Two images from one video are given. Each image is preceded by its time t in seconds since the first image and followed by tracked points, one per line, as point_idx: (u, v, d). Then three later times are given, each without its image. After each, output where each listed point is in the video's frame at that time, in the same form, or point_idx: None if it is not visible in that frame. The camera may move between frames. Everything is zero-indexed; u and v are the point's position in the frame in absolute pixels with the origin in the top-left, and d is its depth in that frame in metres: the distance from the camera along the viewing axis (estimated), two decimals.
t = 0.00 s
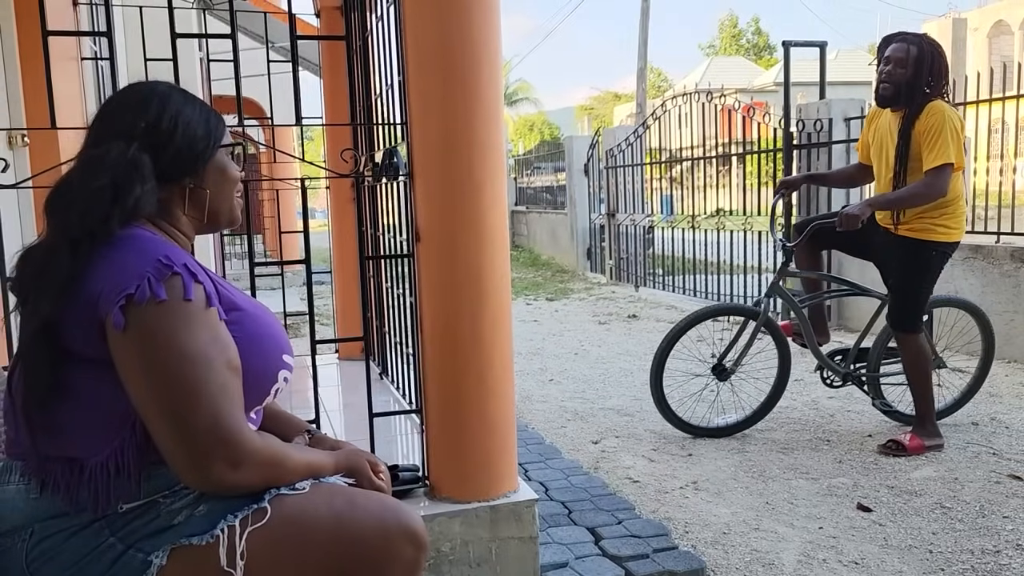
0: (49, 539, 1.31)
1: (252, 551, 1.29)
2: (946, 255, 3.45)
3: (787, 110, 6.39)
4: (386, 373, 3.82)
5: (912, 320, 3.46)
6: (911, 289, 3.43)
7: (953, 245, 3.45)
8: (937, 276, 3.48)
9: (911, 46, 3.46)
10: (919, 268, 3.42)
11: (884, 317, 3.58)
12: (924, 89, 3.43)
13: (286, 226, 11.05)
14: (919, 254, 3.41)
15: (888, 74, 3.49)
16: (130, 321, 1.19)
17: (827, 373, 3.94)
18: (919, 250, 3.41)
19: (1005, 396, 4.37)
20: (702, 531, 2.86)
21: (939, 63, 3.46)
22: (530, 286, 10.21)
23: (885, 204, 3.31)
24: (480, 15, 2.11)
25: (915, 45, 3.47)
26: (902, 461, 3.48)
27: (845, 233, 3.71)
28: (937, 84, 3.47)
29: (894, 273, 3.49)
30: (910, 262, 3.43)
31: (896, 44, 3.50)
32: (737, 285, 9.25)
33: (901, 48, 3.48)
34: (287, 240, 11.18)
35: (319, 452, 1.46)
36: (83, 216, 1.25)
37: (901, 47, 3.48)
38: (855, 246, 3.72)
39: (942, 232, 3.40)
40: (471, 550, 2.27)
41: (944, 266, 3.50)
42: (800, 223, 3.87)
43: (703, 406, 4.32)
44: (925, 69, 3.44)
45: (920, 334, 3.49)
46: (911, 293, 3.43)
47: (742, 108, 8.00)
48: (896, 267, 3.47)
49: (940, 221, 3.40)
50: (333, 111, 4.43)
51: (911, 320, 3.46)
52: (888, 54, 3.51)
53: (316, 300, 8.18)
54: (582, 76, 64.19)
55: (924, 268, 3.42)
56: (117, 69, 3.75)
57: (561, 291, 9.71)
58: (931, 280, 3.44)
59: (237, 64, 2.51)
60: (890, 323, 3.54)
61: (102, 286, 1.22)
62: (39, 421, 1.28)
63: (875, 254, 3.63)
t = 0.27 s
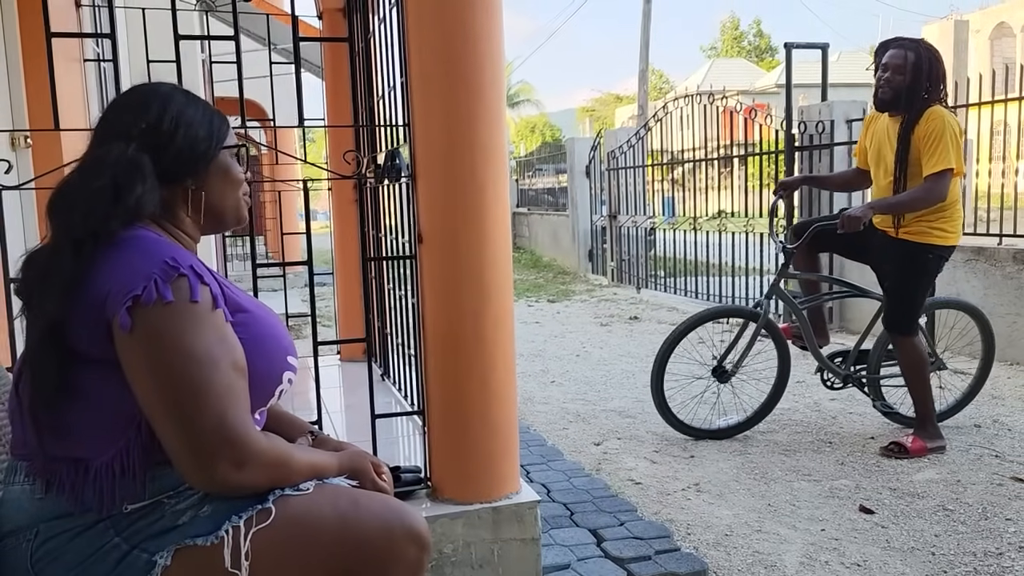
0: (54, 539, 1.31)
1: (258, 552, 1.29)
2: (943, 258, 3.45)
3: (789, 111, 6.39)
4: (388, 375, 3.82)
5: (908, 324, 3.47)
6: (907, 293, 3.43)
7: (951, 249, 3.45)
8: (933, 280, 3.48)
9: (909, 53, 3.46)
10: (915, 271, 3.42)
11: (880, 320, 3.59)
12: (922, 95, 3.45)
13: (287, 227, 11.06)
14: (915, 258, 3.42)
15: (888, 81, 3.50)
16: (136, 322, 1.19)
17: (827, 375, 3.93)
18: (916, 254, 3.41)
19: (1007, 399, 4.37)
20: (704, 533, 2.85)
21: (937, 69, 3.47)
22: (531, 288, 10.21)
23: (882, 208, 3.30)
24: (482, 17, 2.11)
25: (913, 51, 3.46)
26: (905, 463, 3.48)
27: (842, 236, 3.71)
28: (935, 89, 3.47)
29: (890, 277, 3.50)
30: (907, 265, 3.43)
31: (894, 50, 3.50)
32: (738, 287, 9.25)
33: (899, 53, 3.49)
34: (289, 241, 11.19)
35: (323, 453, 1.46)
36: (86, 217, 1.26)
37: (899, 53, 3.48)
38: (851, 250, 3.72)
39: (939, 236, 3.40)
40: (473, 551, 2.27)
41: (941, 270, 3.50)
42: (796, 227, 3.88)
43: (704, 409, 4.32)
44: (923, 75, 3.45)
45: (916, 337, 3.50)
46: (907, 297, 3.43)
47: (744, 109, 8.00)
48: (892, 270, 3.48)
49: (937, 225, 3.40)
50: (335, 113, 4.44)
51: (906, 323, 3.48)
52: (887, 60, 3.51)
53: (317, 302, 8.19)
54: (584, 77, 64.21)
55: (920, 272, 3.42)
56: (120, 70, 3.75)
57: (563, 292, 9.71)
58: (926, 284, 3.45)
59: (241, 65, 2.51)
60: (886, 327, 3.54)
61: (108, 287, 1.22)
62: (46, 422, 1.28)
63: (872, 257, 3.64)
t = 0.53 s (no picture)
0: (56, 541, 1.30)
1: (259, 554, 1.29)
2: (939, 262, 3.45)
3: (790, 114, 6.39)
4: (389, 377, 3.82)
5: (903, 327, 3.47)
6: (902, 296, 3.43)
7: (947, 253, 3.46)
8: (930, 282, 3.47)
9: (903, 60, 3.46)
10: (911, 273, 3.42)
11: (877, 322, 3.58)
12: (918, 101, 3.43)
13: (289, 229, 11.07)
14: (911, 261, 3.42)
15: (882, 88, 3.49)
16: (138, 323, 1.19)
17: (828, 377, 3.93)
18: (912, 257, 3.42)
19: (1009, 401, 4.36)
20: (706, 535, 2.85)
21: (932, 75, 3.45)
22: (532, 291, 10.21)
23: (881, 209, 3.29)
24: (484, 19, 2.11)
25: (907, 59, 3.45)
26: (907, 466, 3.47)
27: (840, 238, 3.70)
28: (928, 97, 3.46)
29: (884, 279, 3.49)
30: (903, 268, 3.43)
31: (888, 58, 3.50)
32: (739, 290, 9.24)
33: (893, 61, 3.48)
34: (290, 244, 11.19)
35: (324, 455, 1.45)
36: (83, 218, 1.26)
37: (893, 61, 3.47)
38: (848, 252, 3.71)
39: (936, 240, 3.42)
40: (474, 554, 2.27)
41: (938, 273, 3.49)
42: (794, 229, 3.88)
43: (705, 411, 4.32)
44: (918, 83, 3.44)
45: (911, 341, 3.49)
46: (902, 299, 3.43)
47: (746, 112, 8.00)
48: (887, 274, 3.47)
49: (935, 229, 3.41)
50: (337, 115, 4.44)
51: (903, 326, 3.47)
52: (881, 68, 3.51)
53: (318, 304, 8.18)
54: (585, 80, 64.26)
55: (916, 274, 3.42)
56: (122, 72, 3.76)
57: (564, 295, 9.71)
58: (922, 287, 3.45)
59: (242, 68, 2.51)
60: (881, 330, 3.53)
61: (109, 289, 1.22)
62: (48, 424, 1.28)
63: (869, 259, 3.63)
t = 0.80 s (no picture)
0: (54, 543, 1.30)
1: (258, 557, 1.29)
2: (934, 266, 3.45)
3: (790, 117, 6.39)
4: (388, 380, 3.82)
5: (897, 330, 3.46)
6: (896, 299, 3.43)
7: (942, 258, 3.46)
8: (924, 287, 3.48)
9: (894, 71, 3.47)
10: (906, 277, 3.42)
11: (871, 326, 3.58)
12: (910, 109, 3.44)
13: (289, 232, 11.08)
14: (906, 264, 3.42)
15: (876, 99, 3.52)
16: (136, 326, 1.19)
17: (827, 380, 3.93)
18: (906, 260, 3.42)
19: (1010, 404, 4.36)
20: (705, 538, 2.84)
21: (925, 84, 3.45)
22: (533, 293, 10.21)
23: (870, 210, 3.30)
24: (483, 23, 2.11)
25: (899, 68, 3.46)
26: (906, 469, 3.47)
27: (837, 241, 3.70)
28: (920, 109, 3.45)
29: (879, 282, 3.50)
30: (897, 272, 3.43)
31: (879, 69, 3.51)
32: (740, 292, 9.25)
33: (884, 72, 3.49)
34: (290, 246, 11.20)
35: (323, 458, 1.46)
36: (84, 222, 1.26)
37: (884, 73, 3.49)
38: (845, 257, 3.71)
39: (930, 244, 3.41)
40: (473, 557, 2.27)
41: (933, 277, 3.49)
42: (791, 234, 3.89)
43: (704, 413, 4.32)
44: (910, 92, 3.44)
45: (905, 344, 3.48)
46: (897, 302, 3.43)
47: (746, 115, 8.01)
48: (882, 276, 3.48)
49: (930, 234, 3.42)
50: (337, 118, 4.45)
51: (897, 329, 3.46)
52: (874, 78, 3.52)
53: (319, 307, 8.19)
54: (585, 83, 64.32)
55: (911, 277, 3.42)
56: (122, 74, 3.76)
57: (564, 298, 9.71)
58: (916, 290, 3.45)
59: (241, 71, 2.51)
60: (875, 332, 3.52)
61: (108, 292, 1.22)
62: (47, 427, 1.28)
63: (864, 262, 3.63)
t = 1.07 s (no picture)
0: (50, 547, 1.30)
1: (253, 561, 1.29)
2: (931, 267, 3.45)
3: (789, 119, 6.40)
4: (387, 382, 3.82)
5: (893, 331, 3.46)
6: (892, 299, 3.44)
7: (939, 260, 3.46)
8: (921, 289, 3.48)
9: (891, 73, 3.48)
10: (903, 278, 3.42)
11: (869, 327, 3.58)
12: (905, 110, 3.45)
13: (288, 235, 11.07)
14: (902, 266, 3.42)
15: (871, 100, 3.52)
16: (132, 330, 1.19)
17: (827, 382, 3.93)
18: (903, 261, 3.42)
19: (1008, 406, 4.36)
20: (703, 541, 2.84)
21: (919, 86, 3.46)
22: (531, 296, 10.21)
23: (867, 210, 3.30)
24: (481, 27, 2.12)
25: (894, 71, 3.48)
26: (905, 471, 3.47)
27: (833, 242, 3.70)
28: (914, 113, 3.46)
29: (877, 283, 3.51)
30: (895, 273, 3.44)
31: (876, 71, 3.52)
32: (738, 295, 9.25)
33: (881, 73, 3.50)
34: (289, 249, 11.20)
35: (320, 461, 1.45)
36: (82, 225, 1.26)
37: (880, 74, 3.50)
38: (843, 258, 3.71)
39: (926, 246, 3.42)
40: (471, 560, 2.27)
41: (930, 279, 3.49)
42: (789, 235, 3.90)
43: (703, 415, 4.31)
44: (905, 95, 3.45)
45: (903, 345, 3.48)
46: (895, 303, 3.43)
47: (745, 117, 8.02)
48: (879, 277, 3.49)
49: (926, 235, 3.42)
50: (335, 121, 4.46)
51: (893, 330, 3.46)
52: (870, 80, 3.53)
53: (317, 309, 8.19)
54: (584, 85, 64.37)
55: (908, 279, 3.42)
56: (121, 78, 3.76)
57: (563, 300, 9.71)
58: (913, 292, 3.45)
59: (239, 75, 2.52)
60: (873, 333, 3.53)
61: (104, 296, 1.22)
62: (43, 430, 1.28)
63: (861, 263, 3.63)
